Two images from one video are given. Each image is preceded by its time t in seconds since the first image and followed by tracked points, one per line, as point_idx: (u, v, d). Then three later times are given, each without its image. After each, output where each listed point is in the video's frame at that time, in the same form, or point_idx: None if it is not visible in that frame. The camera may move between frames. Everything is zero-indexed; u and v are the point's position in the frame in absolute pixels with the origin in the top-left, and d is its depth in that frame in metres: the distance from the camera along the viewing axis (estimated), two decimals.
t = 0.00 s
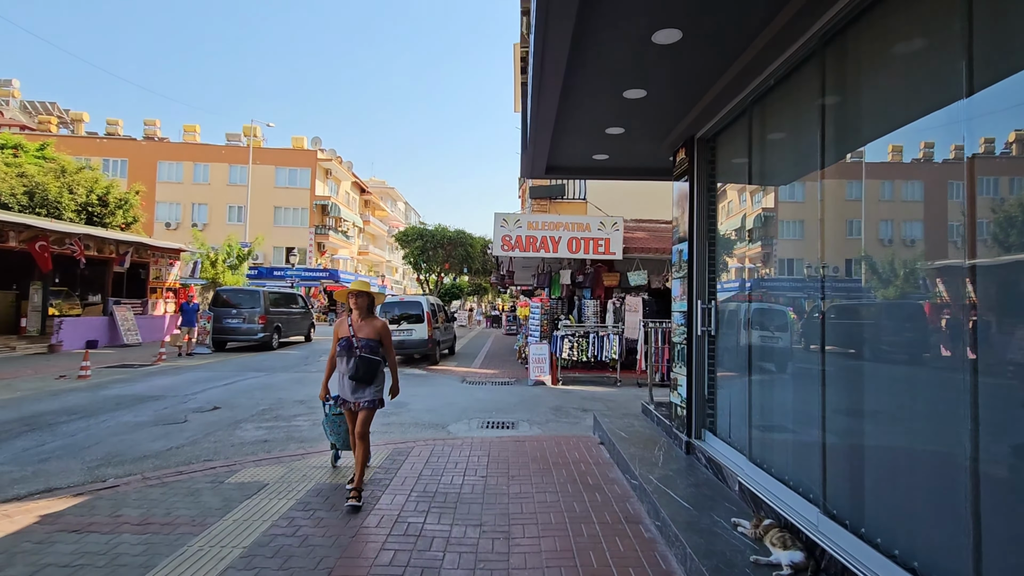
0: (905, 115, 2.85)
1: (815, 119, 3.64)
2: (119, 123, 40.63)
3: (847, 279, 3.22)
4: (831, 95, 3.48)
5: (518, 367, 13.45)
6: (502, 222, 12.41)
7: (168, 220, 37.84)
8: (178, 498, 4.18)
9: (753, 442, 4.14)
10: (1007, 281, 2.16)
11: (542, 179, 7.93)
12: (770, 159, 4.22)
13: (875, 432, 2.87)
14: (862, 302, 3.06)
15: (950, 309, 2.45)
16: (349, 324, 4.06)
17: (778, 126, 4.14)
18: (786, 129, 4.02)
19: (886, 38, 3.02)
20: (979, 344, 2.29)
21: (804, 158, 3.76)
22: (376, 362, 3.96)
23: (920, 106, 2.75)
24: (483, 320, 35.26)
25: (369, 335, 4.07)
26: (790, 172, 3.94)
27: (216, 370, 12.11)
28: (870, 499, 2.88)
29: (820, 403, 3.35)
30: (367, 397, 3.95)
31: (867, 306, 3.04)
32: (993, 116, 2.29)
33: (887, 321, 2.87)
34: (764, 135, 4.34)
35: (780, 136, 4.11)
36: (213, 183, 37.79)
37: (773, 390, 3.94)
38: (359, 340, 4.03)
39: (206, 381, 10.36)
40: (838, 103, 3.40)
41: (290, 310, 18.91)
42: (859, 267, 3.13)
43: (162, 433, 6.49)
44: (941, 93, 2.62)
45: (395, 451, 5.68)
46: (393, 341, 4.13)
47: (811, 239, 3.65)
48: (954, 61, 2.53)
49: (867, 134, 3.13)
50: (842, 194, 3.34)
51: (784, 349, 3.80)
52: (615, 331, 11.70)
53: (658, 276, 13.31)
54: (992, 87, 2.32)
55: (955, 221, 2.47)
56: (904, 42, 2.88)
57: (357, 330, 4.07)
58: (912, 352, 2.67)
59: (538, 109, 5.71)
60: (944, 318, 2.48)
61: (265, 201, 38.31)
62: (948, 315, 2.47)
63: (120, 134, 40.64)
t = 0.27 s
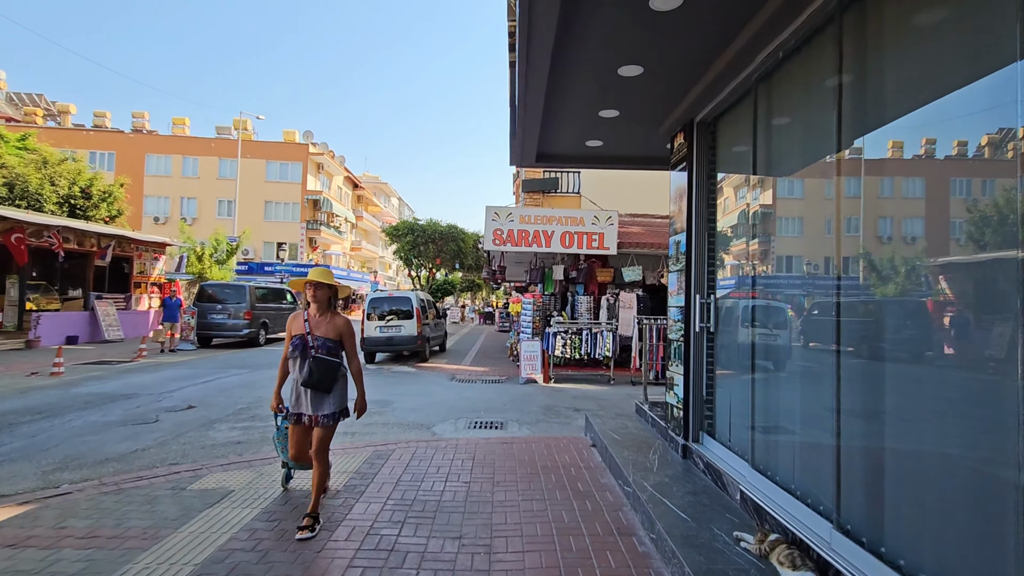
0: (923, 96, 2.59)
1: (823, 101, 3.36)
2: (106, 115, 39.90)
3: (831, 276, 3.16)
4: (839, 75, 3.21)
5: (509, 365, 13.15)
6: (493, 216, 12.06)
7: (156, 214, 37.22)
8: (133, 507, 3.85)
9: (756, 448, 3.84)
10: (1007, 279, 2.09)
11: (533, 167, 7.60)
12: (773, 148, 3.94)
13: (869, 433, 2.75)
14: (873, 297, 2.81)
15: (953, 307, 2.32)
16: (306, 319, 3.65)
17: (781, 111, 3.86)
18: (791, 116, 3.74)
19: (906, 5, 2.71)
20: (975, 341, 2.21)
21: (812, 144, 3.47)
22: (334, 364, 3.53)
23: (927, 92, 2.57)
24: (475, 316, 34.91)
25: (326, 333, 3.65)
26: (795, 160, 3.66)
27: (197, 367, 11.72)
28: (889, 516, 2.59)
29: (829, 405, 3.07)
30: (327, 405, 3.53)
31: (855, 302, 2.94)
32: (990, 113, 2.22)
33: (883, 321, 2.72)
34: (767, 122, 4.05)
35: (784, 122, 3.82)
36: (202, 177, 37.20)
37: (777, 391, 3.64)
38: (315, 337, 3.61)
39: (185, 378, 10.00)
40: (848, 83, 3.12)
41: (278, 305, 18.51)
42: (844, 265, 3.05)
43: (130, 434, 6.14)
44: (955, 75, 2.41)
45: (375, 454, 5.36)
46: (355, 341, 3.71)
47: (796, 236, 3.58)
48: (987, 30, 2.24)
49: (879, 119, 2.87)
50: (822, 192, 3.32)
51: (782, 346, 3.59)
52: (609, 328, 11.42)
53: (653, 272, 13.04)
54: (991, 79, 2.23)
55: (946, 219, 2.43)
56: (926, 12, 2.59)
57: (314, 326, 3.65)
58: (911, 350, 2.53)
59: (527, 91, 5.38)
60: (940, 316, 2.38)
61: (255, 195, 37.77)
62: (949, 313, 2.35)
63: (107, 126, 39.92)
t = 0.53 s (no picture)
0: (937, 85, 2.36)
1: (834, 89, 3.09)
2: (95, 111, 39.32)
3: (831, 277, 3.00)
4: (851, 61, 2.95)
5: (502, 367, 12.87)
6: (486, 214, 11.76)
7: (145, 212, 36.69)
8: (88, 527, 3.54)
9: (763, 462, 3.55)
10: (1012, 280, 1.94)
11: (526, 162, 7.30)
12: (778, 142, 3.67)
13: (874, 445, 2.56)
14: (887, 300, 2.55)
15: (957, 309, 2.18)
16: (250, 326, 3.16)
17: (786, 103, 3.60)
18: (797, 107, 3.47)
19: None
20: (981, 346, 2.05)
21: (822, 135, 3.18)
22: (284, 377, 3.06)
23: (937, 81, 2.37)
24: (469, 316, 34.62)
25: (274, 340, 3.16)
26: (803, 154, 3.38)
27: (180, 369, 11.37)
28: (918, 547, 2.31)
29: (843, 417, 2.80)
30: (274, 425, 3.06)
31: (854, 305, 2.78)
32: (994, 111, 2.07)
33: (876, 321, 2.60)
34: (771, 114, 3.79)
35: (790, 113, 3.55)
36: (192, 175, 36.69)
37: (786, 399, 3.33)
38: (261, 346, 3.13)
39: (166, 381, 9.66)
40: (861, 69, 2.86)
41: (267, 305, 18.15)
42: (843, 265, 2.90)
43: (99, 442, 5.81)
44: (972, 61, 2.19)
45: (357, 465, 5.06)
46: (310, 346, 3.23)
47: (794, 236, 3.40)
48: None
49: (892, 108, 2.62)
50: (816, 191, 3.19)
51: (782, 349, 3.40)
52: (604, 329, 11.15)
53: (649, 272, 12.78)
54: (1000, 72, 2.06)
55: (946, 221, 2.28)
56: None
57: (259, 333, 3.16)
58: (915, 354, 2.37)
59: (516, 78, 5.08)
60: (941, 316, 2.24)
61: (247, 194, 37.30)
62: (952, 314, 2.20)
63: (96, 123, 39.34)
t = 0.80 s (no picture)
0: (936, 78, 2.24)
1: (846, 76, 2.85)
2: (78, 108, 38.55)
3: (828, 276, 2.89)
4: (865, 44, 2.71)
5: (493, 368, 12.59)
6: (477, 212, 11.46)
7: (130, 210, 36.01)
8: (34, 549, 3.22)
9: (772, 474, 3.27)
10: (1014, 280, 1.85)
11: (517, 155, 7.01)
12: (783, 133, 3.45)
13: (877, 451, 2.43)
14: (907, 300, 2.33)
15: (954, 308, 2.08)
16: (150, 333, 2.43)
17: (791, 91, 3.38)
18: (803, 95, 3.26)
19: None
20: (981, 351, 1.95)
21: (833, 123, 2.95)
22: (191, 402, 2.34)
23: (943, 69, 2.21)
24: (460, 316, 34.28)
25: (181, 353, 2.42)
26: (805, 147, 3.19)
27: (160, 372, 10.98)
28: None
29: (857, 422, 2.58)
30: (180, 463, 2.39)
31: (853, 306, 2.66)
32: (995, 106, 1.95)
33: (870, 319, 2.53)
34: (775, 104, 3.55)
35: (795, 103, 3.33)
36: (178, 173, 36.06)
37: (800, 402, 3.04)
38: (164, 360, 2.40)
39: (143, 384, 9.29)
40: (876, 53, 2.63)
41: (253, 305, 17.73)
42: (841, 263, 2.79)
43: (63, 450, 5.47)
44: (980, 51, 2.04)
45: (336, 476, 4.77)
46: (233, 361, 2.50)
47: (792, 236, 3.26)
48: None
49: (905, 95, 2.42)
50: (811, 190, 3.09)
51: (774, 350, 3.31)
52: (598, 329, 10.89)
53: (643, 270, 12.54)
54: (1002, 66, 1.95)
55: (940, 220, 2.19)
56: None
57: (163, 343, 2.43)
58: (911, 358, 2.27)
59: (504, 64, 4.78)
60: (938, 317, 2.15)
61: (234, 192, 36.72)
62: (950, 314, 2.10)
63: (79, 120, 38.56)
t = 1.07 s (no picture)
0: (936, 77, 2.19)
1: (878, 53, 2.56)
2: (63, 112, 37.91)
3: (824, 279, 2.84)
4: (887, 25, 2.50)
5: (486, 373, 12.29)
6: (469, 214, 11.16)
7: (116, 215, 35.40)
8: None
9: (794, 495, 2.97)
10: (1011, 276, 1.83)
11: (510, 151, 6.71)
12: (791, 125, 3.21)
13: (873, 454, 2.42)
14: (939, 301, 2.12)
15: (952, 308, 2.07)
16: None
17: (801, 79, 3.16)
18: (813, 85, 3.03)
19: None
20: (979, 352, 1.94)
21: (849, 114, 2.74)
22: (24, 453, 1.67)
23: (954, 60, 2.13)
24: (453, 320, 33.89)
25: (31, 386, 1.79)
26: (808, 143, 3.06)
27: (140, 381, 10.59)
28: None
29: (884, 434, 2.36)
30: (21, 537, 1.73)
31: (854, 308, 2.60)
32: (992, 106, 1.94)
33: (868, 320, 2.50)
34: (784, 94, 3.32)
35: (805, 92, 3.11)
36: (165, 177, 35.51)
37: (824, 411, 2.76)
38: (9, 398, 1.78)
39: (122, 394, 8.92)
40: (901, 33, 2.42)
41: (241, 311, 17.32)
42: (842, 265, 2.70)
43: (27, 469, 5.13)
44: (988, 45, 1.98)
45: (318, 495, 4.47)
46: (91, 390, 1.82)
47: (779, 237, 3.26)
48: None
49: (943, 75, 2.16)
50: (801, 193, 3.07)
51: (768, 352, 3.27)
52: (594, 333, 10.59)
53: (639, 273, 12.29)
54: (1002, 65, 1.92)
55: (914, 224, 2.29)
56: None
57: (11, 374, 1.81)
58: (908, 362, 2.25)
59: (497, 53, 4.49)
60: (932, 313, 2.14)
61: (223, 196, 36.21)
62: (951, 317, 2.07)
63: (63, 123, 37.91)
